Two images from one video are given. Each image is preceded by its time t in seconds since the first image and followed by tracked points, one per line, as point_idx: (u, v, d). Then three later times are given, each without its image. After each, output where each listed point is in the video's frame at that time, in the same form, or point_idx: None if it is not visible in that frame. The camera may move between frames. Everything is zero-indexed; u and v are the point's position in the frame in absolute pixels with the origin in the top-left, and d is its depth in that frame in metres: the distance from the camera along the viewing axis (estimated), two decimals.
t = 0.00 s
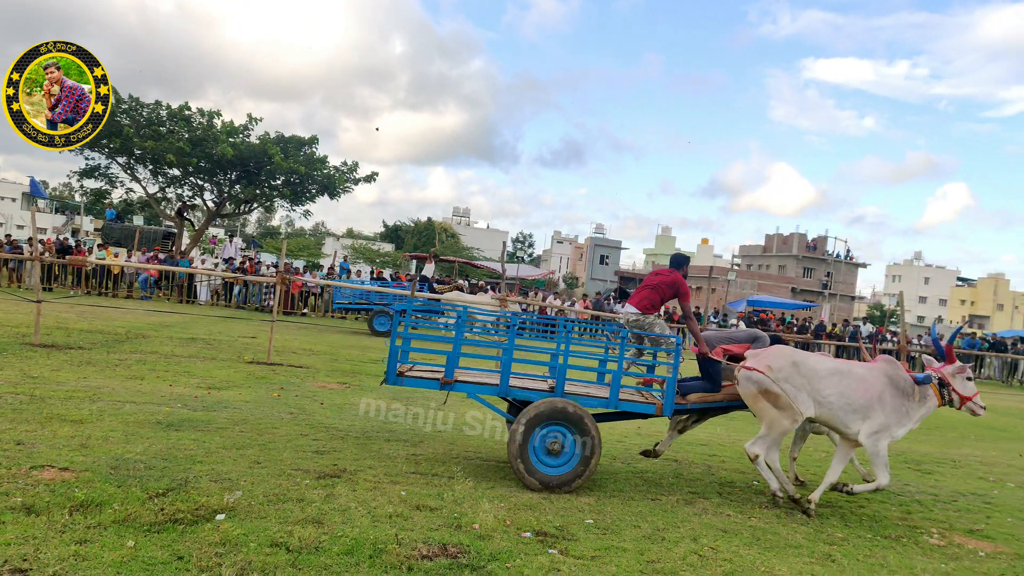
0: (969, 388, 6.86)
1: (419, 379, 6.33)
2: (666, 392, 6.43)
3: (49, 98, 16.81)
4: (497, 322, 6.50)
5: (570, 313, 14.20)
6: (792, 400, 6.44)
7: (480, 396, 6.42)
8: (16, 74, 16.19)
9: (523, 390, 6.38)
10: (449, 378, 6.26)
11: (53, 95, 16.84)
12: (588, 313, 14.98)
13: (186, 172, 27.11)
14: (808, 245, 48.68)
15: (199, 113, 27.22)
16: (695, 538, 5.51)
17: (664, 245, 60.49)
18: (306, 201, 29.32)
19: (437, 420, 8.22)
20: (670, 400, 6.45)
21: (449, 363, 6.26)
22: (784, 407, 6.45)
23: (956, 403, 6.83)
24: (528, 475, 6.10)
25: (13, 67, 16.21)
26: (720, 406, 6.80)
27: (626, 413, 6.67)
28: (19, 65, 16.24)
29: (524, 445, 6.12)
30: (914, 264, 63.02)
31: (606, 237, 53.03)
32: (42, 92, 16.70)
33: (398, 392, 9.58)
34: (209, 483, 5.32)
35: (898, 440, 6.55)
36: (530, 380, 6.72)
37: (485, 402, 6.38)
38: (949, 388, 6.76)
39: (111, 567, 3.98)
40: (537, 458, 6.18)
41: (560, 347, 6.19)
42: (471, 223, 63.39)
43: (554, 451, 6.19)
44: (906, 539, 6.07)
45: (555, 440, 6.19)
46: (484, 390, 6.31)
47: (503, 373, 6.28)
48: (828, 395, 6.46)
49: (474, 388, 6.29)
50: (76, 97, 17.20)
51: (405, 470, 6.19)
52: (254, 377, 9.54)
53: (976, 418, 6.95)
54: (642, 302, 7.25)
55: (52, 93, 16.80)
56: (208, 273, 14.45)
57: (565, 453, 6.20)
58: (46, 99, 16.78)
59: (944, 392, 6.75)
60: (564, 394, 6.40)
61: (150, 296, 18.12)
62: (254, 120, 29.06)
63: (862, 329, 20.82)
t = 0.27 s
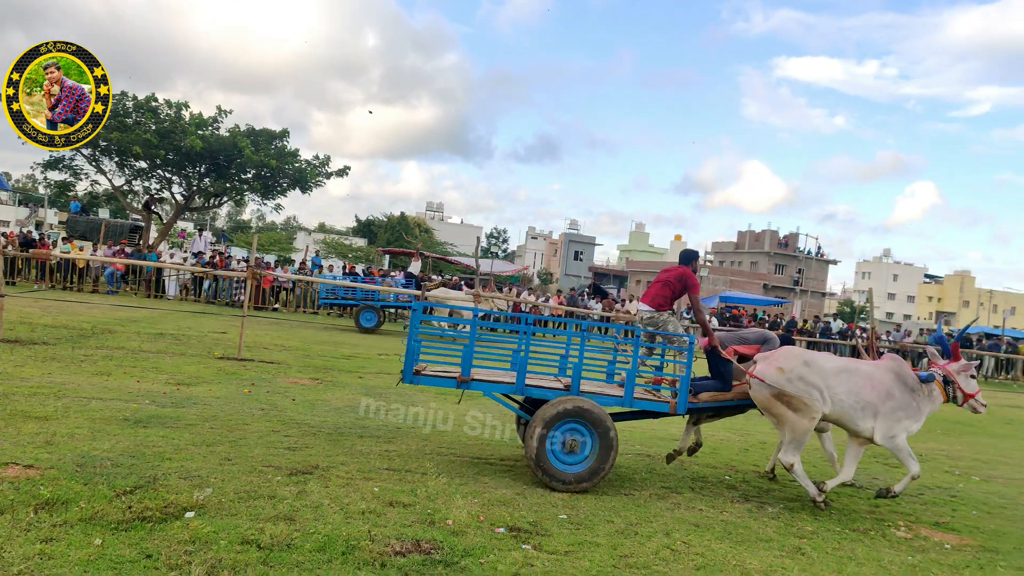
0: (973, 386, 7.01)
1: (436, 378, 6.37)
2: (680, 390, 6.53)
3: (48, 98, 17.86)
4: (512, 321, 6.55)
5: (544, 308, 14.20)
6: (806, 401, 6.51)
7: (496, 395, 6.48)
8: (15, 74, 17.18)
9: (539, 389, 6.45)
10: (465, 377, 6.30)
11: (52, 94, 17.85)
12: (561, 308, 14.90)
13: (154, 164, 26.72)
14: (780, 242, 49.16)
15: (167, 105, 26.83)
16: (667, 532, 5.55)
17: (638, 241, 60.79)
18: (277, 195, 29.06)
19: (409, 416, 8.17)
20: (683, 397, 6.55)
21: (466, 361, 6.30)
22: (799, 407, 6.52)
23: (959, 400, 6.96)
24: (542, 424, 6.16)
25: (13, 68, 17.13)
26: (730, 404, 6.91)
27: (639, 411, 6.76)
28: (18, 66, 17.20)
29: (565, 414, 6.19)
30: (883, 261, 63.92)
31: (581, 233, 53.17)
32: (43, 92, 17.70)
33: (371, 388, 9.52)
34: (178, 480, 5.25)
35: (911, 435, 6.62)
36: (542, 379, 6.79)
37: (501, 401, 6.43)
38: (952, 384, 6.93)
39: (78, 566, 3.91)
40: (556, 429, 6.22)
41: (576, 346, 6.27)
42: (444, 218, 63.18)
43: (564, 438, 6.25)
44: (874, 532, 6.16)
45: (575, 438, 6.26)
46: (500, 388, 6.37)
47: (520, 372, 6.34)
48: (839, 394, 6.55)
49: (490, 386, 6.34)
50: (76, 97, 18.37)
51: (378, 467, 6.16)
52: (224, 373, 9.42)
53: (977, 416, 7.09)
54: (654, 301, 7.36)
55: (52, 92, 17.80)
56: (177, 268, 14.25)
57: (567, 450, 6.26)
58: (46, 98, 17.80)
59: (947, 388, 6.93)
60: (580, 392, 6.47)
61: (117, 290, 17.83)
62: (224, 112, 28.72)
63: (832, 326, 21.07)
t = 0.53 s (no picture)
0: (969, 385, 7.18)
1: (446, 380, 6.37)
2: (686, 388, 6.64)
3: (49, 97, 18.70)
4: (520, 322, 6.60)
5: (512, 303, 14.19)
6: (810, 402, 6.58)
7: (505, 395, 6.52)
8: (18, 73, 18.31)
9: (547, 389, 6.51)
10: (476, 378, 6.33)
11: (53, 94, 18.65)
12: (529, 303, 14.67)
13: (113, 157, 26.20)
14: (745, 239, 49.78)
15: (126, 96, 26.31)
16: (635, 527, 5.59)
17: (606, 237, 61.10)
18: (240, 189, 28.69)
19: (376, 412, 8.10)
20: (688, 395, 6.66)
21: (474, 362, 6.33)
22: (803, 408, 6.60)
23: (956, 398, 7.13)
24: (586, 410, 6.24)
25: (14, 69, 18.21)
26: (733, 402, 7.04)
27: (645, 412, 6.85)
28: (19, 67, 18.23)
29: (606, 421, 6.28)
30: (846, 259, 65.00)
31: (549, 229, 53.31)
32: (44, 92, 18.52)
33: (338, 383, 9.43)
34: (139, 478, 5.16)
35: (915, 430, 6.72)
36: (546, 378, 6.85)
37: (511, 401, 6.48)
38: (950, 383, 7.05)
39: (35, 565, 3.82)
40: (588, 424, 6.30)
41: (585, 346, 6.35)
42: (412, 214, 62.91)
43: (581, 432, 6.32)
44: (837, 525, 6.26)
45: (586, 441, 6.31)
46: (509, 389, 6.40)
47: (530, 372, 6.39)
48: (840, 393, 6.64)
49: (500, 387, 6.38)
50: (76, 97, 18.98)
51: (345, 463, 6.10)
52: (187, 368, 9.27)
53: (972, 415, 7.24)
54: (661, 298, 7.68)
55: (53, 92, 18.61)
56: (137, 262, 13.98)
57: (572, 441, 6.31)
58: (47, 97, 18.63)
59: (945, 386, 7.04)
60: (589, 391, 6.55)
61: (75, 286, 17.46)
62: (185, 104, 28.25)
63: (797, 322, 21.35)
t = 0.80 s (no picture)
0: (960, 388, 7.54)
1: (451, 382, 6.47)
2: (685, 389, 6.74)
3: (48, 97, 18.63)
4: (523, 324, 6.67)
5: (474, 299, 14.16)
6: (805, 405, 6.67)
7: (509, 397, 6.59)
8: (19, 74, 18.39)
9: (550, 390, 6.58)
10: (480, 381, 6.40)
11: (52, 94, 18.51)
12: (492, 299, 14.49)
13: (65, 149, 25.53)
14: (706, 237, 50.46)
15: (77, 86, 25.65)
16: (596, 522, 5.62)
17: (569, 234, 61.37)
18: (196, 182, 28.21)
19: (335, 409, 8.02)
20: (688, 396, 6.76)
21: (478, 365, 6.38)
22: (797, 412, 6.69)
23: (948, 399, 7.46)
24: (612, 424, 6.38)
25: (15, 68, 18.35)
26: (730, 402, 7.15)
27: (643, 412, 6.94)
28: (19, 66, 18.33)
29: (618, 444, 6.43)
30: (804, 257, 66.19)
31: (513, 226, 53.32)
32: (44, 92, 18.46)
33: (297, 380, 9.31)
34: (91, 478, 5.04)
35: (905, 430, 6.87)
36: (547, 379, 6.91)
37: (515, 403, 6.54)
38: (943, 383, 7.41)
39: None
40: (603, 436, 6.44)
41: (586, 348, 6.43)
42: (375, 209, 62.44)
43: (590, 435, 6.44)
44: (794, 518, 6.37)
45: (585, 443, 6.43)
46: (513, 391, 6.47)
47: (532, 375, 6.45)
48: (834, 396, 6.74)
49: (504, 390, 6.44)
50: (77, 97, 18.78)
51: (305, 461, 6.03)
52: (141, 365, 9.07)
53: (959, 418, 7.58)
54: (658, 299, 7.80)
55: (52, 92, 18.49)
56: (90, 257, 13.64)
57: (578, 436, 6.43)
58: (47, 97, 18.53)
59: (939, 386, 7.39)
60: (590, 393, 6.63)
61: (23, 279, 16.97)
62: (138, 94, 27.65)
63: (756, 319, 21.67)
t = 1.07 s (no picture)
0: (949, 396, 7.78)
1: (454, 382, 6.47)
2: (684, 389, 6.88)
3: (48, 98, 18.19)
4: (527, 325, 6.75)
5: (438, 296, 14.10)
6: (799, 408, 6.78)
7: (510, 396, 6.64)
8: (17, 75, 17.90)
9: (553, 390, 6.68)
10: (485, 381, 6.43)
11: (52, 94, 18.08)
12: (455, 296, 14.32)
13: (16, 137, 24.80)
14: (670, 235, 50.98)
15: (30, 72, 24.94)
16: (558, 519, 5.64)
17: (534, 231, 61.50)
18: (153, 173, 27.67)
19: (295, 406, 7.93)
20: (686, 396, 6.91)
21: (483, 366, 6.42)
22: (789, 415, 6.78)
23: (936, 404, 7.70)
24: (621, 440, 6.52)
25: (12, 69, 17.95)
26: (725, 402, 7.33)
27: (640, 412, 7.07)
28: (16, 66, 17.83)
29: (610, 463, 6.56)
30: (766, 257, 67.14)
31: (478, 222, 53.21)
32: (44, 93, 18.00)
33: (256, 377, 9.18)
34: (40, 476, 4.91)
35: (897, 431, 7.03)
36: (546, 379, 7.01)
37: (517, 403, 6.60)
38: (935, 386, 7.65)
39: None
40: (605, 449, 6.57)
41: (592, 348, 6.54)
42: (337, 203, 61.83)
43: (595, 443, 6.59)
44: (753, 513, 6.47)
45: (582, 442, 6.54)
46: (517, 391, 6.55)
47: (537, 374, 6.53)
48: (826, 400, 6.86)
49: (507, 389, 6.49)
50: (77, 97, 18.25)
51: (263, 458, 5.95)
52: (93, 361, 8.85)
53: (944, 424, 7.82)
54: (655, 300, 7.87)
55: (52, 92, 18.03)
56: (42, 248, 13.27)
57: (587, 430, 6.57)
58: (47, 98, 18.12)
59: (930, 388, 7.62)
60: (592, 393, 6.75)
61: None
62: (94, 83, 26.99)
63: (717, 317, 21.94)
